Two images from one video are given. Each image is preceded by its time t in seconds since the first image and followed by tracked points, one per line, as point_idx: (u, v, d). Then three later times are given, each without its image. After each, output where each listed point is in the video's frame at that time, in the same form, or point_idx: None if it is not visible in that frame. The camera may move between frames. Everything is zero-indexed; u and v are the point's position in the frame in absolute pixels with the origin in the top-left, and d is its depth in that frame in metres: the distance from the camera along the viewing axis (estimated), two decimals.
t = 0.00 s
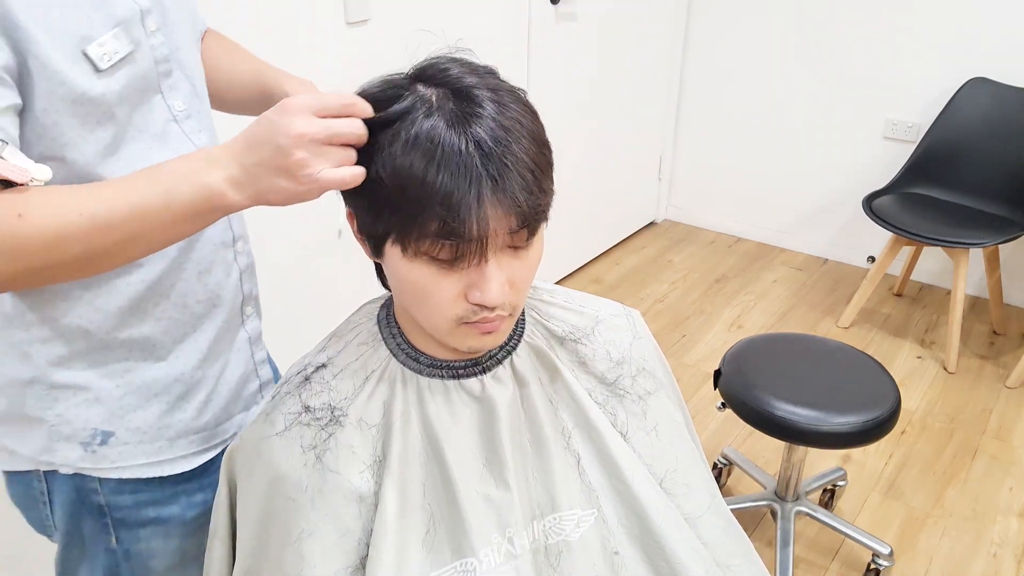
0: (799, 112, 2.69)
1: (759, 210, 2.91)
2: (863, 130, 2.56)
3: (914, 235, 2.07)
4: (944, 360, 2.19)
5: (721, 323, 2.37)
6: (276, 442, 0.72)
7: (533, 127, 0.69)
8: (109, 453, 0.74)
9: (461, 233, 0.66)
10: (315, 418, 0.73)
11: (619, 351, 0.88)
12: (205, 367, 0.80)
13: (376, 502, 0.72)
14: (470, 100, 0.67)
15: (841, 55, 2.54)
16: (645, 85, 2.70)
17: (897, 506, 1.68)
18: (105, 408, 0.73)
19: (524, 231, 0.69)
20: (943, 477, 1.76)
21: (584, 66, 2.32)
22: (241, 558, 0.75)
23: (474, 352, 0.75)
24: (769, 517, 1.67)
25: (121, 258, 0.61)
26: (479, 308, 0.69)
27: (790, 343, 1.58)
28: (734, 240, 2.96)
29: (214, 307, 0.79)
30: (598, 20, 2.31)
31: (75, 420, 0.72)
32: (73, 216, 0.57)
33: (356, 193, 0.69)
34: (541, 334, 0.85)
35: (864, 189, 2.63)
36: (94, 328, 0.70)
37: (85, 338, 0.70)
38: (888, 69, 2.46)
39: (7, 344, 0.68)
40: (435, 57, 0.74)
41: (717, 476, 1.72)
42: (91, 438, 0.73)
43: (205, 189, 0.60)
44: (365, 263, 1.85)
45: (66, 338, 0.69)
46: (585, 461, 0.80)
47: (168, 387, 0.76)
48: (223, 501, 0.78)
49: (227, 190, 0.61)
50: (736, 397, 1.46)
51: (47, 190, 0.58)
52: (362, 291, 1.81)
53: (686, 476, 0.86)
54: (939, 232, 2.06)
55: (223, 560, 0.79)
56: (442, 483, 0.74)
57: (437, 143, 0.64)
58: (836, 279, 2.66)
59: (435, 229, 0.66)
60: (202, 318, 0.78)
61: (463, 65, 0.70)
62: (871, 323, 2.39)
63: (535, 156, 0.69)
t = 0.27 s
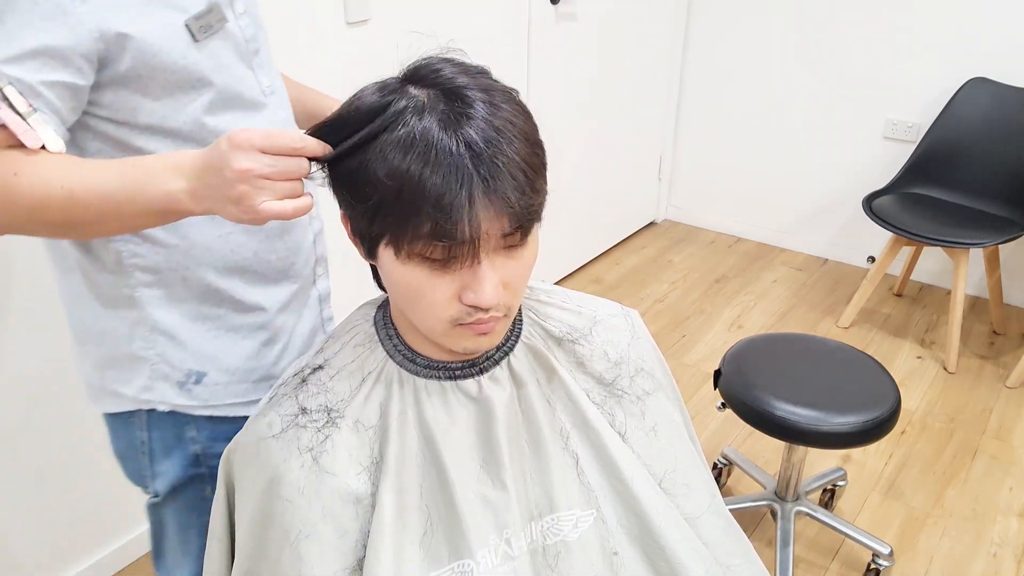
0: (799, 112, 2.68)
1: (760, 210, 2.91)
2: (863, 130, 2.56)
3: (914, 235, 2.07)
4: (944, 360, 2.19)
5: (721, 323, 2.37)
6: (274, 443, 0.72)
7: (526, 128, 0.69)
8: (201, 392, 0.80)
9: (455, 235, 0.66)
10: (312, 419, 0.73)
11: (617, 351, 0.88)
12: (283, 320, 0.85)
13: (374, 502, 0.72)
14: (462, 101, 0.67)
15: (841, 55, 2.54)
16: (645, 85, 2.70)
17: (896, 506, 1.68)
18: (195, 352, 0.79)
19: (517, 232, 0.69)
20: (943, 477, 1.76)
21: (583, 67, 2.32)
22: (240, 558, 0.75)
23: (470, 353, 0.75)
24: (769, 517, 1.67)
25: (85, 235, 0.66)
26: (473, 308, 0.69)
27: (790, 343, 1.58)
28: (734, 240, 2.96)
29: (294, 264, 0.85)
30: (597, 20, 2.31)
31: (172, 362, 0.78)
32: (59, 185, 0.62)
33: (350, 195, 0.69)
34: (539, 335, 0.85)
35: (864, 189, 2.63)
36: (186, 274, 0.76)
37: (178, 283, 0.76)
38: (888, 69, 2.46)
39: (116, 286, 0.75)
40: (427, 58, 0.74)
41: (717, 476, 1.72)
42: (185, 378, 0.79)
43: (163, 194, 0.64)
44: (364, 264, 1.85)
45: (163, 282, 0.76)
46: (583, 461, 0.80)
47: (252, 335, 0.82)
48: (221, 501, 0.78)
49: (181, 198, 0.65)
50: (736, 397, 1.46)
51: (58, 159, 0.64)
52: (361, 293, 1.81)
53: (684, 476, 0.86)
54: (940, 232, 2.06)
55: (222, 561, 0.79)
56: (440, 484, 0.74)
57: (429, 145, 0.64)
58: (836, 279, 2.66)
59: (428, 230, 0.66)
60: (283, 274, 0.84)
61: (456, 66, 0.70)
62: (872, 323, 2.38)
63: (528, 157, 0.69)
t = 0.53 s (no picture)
0: (799, 112, 2.68)
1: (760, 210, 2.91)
2: (863, 130, 2.56)
3: (915, 235, 2.07)
4: (944, 360, 2.19)
5: (722, 323, 2.37)
6: (275, 442, 0.72)
7: (527, 128, 0.69)
8: (253, 340, 0.86)
9: (457, 235, 0.66)
10: (313, 418, 0.73)
11: (618, 351, 0.88)
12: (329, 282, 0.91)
13: (375, 502, 0.72)
14: (464, 100, 0.67)
15: (841, 55, 2.54)
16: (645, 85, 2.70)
17: (897, 506, 1.68)
18: (246, 300, 0.85)
19: (518, 231, 0.69)
20: (943, 477, 1.76)
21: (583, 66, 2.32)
22: (240, 558, 0.75)
23: (470, 353, 0.75)
24: (769, 517, 1.67)
25: (104, 168, 0.66)
26: (474, 308, 0.69)
27: (790, 343, 1.58)
28: (734, 240, 2.96)
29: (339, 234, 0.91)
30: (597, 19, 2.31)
31: (225, 311, 0.84)
32: (82, 117, 0.64)
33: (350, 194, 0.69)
34: (540, 335, 0.85)
35: (864, 189, 2.63)
36: (239, 228, 0.82)
37: (230, 236, 0.82)
38: (888, 69, 2.46)
39: (175, 241, 0.81)
40: (428, 57, 0.73)
41: (717, 476, 1.72)
42: (238, 326, 0.85)
43: (163, 123, 0.62)
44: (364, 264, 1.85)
45: (216, 235, 0.82)
46: (583, 461, 0.80)
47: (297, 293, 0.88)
48: (222, 500, 0.78)
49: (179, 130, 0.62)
50: (736, 397, 1.46)
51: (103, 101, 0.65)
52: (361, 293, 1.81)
53: (685, 476, 0.86)
54: (940, 232, 2.06)
55: (222, 561, 0.79)
56: (441, 484, 0.74)
57: (430, 144, 0.64)
58: (836, 279, 2.66)
59: (430, 230, 0.66)
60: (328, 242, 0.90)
61: (457, 65, 0.70)
62: (872, 323, 2.38)
63: (529, 157, 0.69)
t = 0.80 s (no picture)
0: (799, 112, 2.69)
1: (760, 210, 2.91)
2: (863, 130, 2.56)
3: (915, 235, 2.07)
4: (943, 360, 2.19)
5: (722, 323, 2.37)
6: (277, 442, 0.72)
7: (533, 129, 0.69)
8: (293, 337, 0.91)
9: (462, 234, 0.66)
10: (315, 418, 0.73)
11: (619, 351, 0.88)
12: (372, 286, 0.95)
13: (376, 502, 0.72)
14: (471, 100, 0.67)
15: (841, 55, 2.54)
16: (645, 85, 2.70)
17: (896, 506, 1.68)
18: (288, 299, 0.89)
19: (524, 232, 0.69)
20: (943, 477, 1.76)
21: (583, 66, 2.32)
22: (241, 557, 0.75)
23: (474, 353, 0.75)
24: (769, 518, 1.67)
25: (175, 88, 0.66)
26: (479, 308, 0.69)
27: (790, 343, 1.58)
28: (734, 240, 2.96)
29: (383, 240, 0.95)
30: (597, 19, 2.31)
31: (268, 308, 0.89)
32: (153, 47, 0.65)
33: (356, 193, 0.69)
34: (541, 335, 0.85)
35: (864, 189, 2.63)
36: (288, 229, 0.87)
37: (279, 234, 0.87)
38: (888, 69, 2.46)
39: (227, 237, 0.86)
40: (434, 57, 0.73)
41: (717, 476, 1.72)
42: (280, 323, 0.90)
43: (246, 25, 0.64)
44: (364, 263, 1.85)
45: (266, 233, 0.86)
46: (585, 461, 0.80)
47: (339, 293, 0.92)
48: (223, 499, 0.78)
49: (265, 25, 0.64)
50: (737, 397, 1.46)
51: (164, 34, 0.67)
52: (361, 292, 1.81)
53: (686, 476, 0.86)
54: (940, 232, 2.06)
55: (223, 560, 0.79)
56: (442, 483, 0.74)
57: (437, 143, 0.64)
58: (836, 279, 2.66)
59: (435, 229, 0.66)
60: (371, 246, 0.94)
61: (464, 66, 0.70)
62: (872, 323, 2.39)
63: (536, 157, 0.69)
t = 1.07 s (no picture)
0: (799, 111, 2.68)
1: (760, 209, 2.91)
2: (863, 130, 2.56)
3: (915, 235, 2.07)
4: (943, 360, 2.19)
5: (722, 323, 2.37)
6: (276, 443, 0.72)
7: (534, 128, 0.69)
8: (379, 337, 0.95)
9: (463, 236, 0.66)
10: (315, 419, 0.73)
11: (619, 352, 0.88)
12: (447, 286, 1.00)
13: (376, 503, 0.72)
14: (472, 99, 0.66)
15: (841, 55, 2.54)
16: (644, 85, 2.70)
17: (896, 506, 1.68)
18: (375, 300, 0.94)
19: (524, 232, 0.69)
20: (943, 478, 1.76)
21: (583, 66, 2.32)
22: (241, 558, 0.75)
23: (475, 352, 0.75)
24: (769, 517, 1.67)
25: (241, 94, 0.67)
26: (480, 309, 0.69)
27: (788, 344, 1.57)
28: (734, 240, 2.96)
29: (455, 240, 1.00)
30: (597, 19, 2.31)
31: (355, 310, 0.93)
32: (220, 50, 0.66)
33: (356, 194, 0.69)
34: (541, 336, 0.85)
35: (864, 189, 2.63)
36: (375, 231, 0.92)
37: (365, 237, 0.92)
38: (888, 68, 2.46)
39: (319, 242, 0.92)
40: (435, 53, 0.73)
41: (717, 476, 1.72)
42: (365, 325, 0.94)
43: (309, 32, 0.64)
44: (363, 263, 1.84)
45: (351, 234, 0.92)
46: (584, 462, 0.80)
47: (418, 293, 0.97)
48: (223, 500, 0.78)
49: (332, 26, 0.64)
50: (736, 397, 1.46)
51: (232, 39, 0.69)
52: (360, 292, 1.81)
53: (685, 476, 0.86)
54: (940, 232, 2.06)
55: (223, 560, 0.79)
56: (441, 484, 0.74)
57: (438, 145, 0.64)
58: (836, 278, 2.66)
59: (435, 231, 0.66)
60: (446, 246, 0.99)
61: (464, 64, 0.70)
62: (872, 323, 2.39)
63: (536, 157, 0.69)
